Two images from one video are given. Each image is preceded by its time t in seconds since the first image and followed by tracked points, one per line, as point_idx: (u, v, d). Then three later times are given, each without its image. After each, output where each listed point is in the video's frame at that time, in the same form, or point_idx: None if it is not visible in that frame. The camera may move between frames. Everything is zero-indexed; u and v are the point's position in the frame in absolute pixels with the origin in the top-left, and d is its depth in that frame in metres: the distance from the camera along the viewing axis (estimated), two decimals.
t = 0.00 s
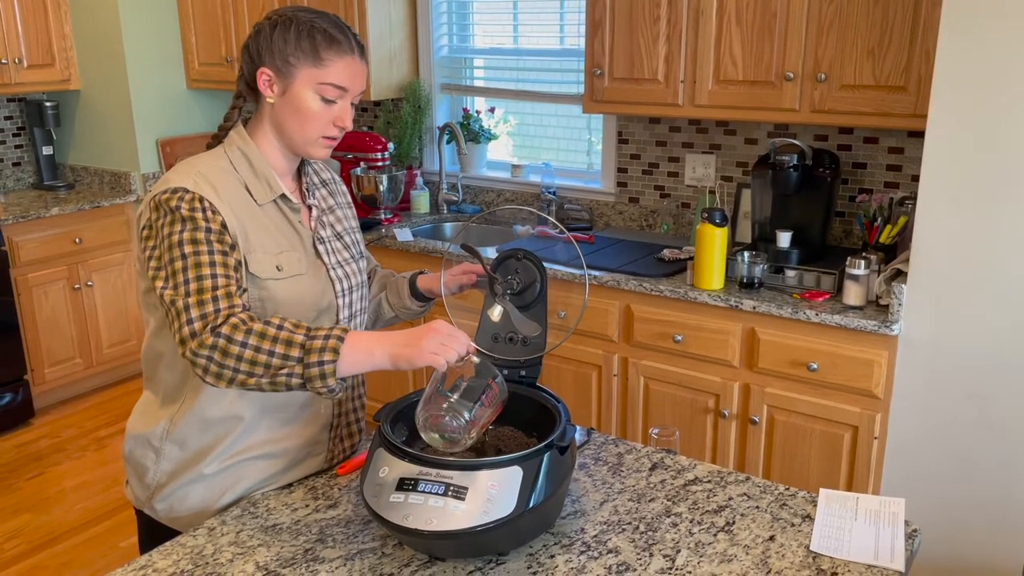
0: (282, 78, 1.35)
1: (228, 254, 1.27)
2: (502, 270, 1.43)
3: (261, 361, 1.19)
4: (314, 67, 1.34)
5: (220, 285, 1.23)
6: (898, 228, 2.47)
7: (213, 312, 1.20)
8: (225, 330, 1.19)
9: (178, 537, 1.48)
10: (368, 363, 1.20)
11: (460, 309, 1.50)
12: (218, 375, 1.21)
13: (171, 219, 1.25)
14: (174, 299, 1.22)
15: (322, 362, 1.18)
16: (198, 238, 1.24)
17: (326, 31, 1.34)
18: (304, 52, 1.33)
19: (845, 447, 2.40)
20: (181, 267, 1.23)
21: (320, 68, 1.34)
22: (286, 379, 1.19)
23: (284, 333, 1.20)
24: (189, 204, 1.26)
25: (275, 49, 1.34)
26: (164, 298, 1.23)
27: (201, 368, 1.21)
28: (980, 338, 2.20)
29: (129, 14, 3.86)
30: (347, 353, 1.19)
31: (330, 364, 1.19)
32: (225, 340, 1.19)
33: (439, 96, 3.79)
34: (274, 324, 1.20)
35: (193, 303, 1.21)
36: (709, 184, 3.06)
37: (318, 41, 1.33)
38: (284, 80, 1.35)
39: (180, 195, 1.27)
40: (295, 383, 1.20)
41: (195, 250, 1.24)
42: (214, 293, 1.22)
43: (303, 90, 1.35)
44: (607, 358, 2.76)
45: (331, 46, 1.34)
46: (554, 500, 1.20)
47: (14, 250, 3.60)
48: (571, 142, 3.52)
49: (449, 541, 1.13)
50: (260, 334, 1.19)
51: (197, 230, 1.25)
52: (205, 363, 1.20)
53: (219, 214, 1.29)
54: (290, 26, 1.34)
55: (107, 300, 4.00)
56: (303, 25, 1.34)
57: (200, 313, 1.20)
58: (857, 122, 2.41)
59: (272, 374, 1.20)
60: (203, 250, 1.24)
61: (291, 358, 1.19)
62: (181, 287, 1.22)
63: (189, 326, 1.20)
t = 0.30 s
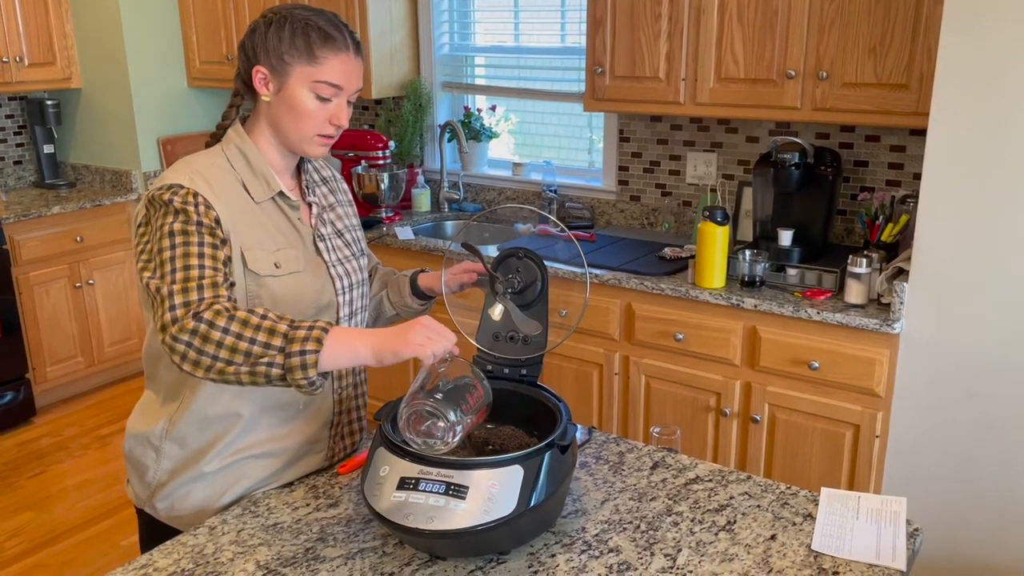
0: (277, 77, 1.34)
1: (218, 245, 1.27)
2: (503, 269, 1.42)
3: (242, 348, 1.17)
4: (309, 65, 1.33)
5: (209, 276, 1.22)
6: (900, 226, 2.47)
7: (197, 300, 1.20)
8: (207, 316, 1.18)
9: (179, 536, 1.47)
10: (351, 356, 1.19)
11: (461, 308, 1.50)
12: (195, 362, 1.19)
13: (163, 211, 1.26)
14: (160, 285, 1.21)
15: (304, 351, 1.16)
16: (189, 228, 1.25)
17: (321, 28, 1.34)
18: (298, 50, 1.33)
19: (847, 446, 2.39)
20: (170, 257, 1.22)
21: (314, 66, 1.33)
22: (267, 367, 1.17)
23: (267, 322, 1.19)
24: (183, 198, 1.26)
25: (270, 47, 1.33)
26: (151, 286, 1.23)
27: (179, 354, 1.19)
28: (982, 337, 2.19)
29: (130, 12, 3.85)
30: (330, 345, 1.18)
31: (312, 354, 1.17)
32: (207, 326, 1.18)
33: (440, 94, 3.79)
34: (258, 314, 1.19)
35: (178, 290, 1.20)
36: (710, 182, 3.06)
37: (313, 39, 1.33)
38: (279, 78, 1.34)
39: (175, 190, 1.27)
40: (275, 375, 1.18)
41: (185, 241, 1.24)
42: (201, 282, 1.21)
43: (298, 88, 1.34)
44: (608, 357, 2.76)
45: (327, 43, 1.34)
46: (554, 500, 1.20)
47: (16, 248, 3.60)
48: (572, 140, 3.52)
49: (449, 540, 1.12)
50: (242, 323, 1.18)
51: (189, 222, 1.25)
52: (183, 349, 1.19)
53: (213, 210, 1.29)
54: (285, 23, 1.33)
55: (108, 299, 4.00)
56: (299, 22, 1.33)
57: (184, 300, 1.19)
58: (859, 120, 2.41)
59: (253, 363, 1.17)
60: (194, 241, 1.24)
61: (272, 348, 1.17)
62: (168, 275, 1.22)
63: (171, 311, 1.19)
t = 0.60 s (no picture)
0: (273, 75, 1.34)
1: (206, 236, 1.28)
2: (503, 268, 1.42)
3: (223, 332, 1.17)
4: (304, 63, 1.33)
5: (195, 266, 1.23)
6: (901, 225, 2.47)
7: (179, 286, 1.19)
8: (188, 299, 1.17)
9: (178, 536, 1.47)
10: (334, 338, 1.18)
11: (462, 307, 1.49)
12: (173, 347, 1.17)
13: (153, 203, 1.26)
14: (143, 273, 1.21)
15: (288, 334, 1.16)
16: (178, 219, 1.25)
17: (316, 26, 1.33)
18: (293, 48, 1.32)
19: (848, 445, 2.39)
20: (156, 246, 1.22)
21: (309, 64, 1.33)
22: (249, 352, 1.16)
23: (250, 306, 1.19)
24: (174, 190, 1.26)
25: (265, 45, 1.33)
26: (134, 274, 1.23)
27: (156, 340, 1.18)
28: (984, 335, 2.19)
29: (131, 10, 3.85)
30: (313, 329, 1.17)
31: (295, 337, 1.16)
32: (188, 309, 1.17)
33: (440, 92, 3.78)
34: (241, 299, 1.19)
35: (161, 276, 1.20)
36: (712, 180, 3.05)
37: (308, 37, 1.32)
38: (274, 76, 1.34)
39: (168, 185, 1.27)
40: (256, 363, 1.17)
41: (173, 231, 1.24)
42: (186, 271, 1.21)
43: (293, 86, 1.34)
44: (609, 356, 2.76)
45: (321, 41, 1.33)
46: (555, 499, 1.19)
47: (16, 247, 3.59)
48: (572, 138, 3.52)
49: (449, 539, 1.12)
50: (225, 307, 1.18)
51: (178, 213, 1.25)
52: (161, 333, 1.17)
53: (206, 207, 1.30)
54: (280, 21, 1.33)
55: (109, 298, 3.99)
56: (293, 20, 1.33)
57: (164, 287, 1.19)
58: (861, 118, 2.40)
59: (235, 346, 1.16)
60: (182, 231, 1.24)
61: (255, 331, 1.17)
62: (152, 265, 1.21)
63: (150, 297, 1.18)
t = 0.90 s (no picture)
0: (268, 73, 1.34)
1: (203, 229, 1.28)
2: (503, 266, 1.41)
3: (224, 312, 1.17)
4: (299, 61, 1.33)
5: (192, 256, 1.23)
6: (901, 224, 2.47)
7: (175, 273, 1.19)
8: (186, 283, 1.17)
9: (178, 534, 1.47)
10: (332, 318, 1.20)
11: (461, 305, 1.49)
12: (171, 330, 1.16)
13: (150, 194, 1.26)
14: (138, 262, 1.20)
15: (289, 312, 1.16)
16: (175, 211, 1.25)
17: (312, 25, 1.33)
18: (289, 46, 1.32)
19: (848, 444, 2.39)
20: (152, 236, 1.22)
21: (305, 62, 1.33)
22: (250, 331, 1.16)
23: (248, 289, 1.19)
24: (172, 184, 1.26)
25: (261, 44, 1.33)
26: (128, 262, 1.22)
27: (153, 323, 1.16)
28: (984, 334, 2.19)
29: (131, 9, 3.85)
30: (313, 309, 1.18)
31: (297, 315, 1.17)
32: (187, 292, 1.17)
33: (440, 91, 3.78)
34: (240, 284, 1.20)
35: (159, 262, 1.19)
36: (712, 179, 3.05)
37: (303, 35, 1.33)
38: (270, 74, 1.34)
39: (166, 180, 1.27)
40: (257, 348, 1.18)
41: (171, 222, 1.24)
42: (182, 260, 1.21)
43: (290, 84, 1.34)
44: (609, 355, 2.76)
45: (317, 40, 1.33)
46: (554, 498, 1.19)
47: (16, 246, 3.59)
48: (572, 137, 3.52)
49: (449, 538, 1.12)
50: (223, 290, 1.18)
51: (177, 205, 1.25)
52: (158, 317, 1.16)
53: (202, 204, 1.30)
54: (276, 20, 1.33)
55: (109, 297, 3.99)
56: (289, 19, 1.33)
57: (161, 272, 1.19)
58: (861, 117, 2.40)
59: (235, 326, 1.16)
60: (179, 222, 1.24)
61: (256, 311, 1.17)
62: (147, 254, 1.20)
63: (147, 282, 1.18)
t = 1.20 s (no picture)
0: (266, 70, 1.34)
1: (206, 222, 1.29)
2: (502, 265, 1.41)
3: (235, 290, 1.18)
4: (297, 59, 1.33)
5: (197, 244, 1.23)
6: (901, 224, 2.47)
7: (182, 260, 1.19)
8: (196, 266, 1.18)
9: (178, 532, 1.48)
10: (342, 297, 1.21)
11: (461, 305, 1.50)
12: (183, 309, 1.17)
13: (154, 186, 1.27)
14: (145, 251, 1.20)
15: (301, 289, 1.18)
16: (180, 201, 1.26)
17: (309, 22, 1.34)
18: (286, 44, 1.33)
19: (847, 443, 2.40)
20: (157, 224, 1.22)
21: (302, 59, 1.33)
22: (261, 308, 1.17)
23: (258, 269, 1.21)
24: (174, 177, 1.27)
25: (258, 41, 1.34)
26: (136, 251, 1.22)
27: (164, 303, 1.17)
28: (983, 334, 2.19)
29: (130, 8, 3.85)
30: (323, 288, 1.20)
31: (308, 292, 1.18)
32: (198, 271, 1.18)
33: (440, 91, 3.79)
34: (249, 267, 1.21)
35: (167, 247, 1.20)
36: (711, 179, 3.05)
37: (300, 33, 1.33)
38: (267, 71, 1.34)
39: (167, 173, 1.28)
40: (269, 333, 1.20)
41: (176, 211, 1.24)
42: (189, 248, 1.22)
43: (287, 81, 1.34)
44: (609, 354, 2.76)
45: (314, 37, 1.34)
46: (554, 496, 1.20)
47: (16, 245, 3.60)
48: (572, 137, 3.52)
49: (449, 535, 1.13)
50: (233, 271, 1.20)
51: (181, 197, 1.26)
52: (170, 296, 1.17)
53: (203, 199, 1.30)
54: (273, 18, 1.34)
55: (109, 296, 4.00)
56: (286, 16, 1.34)
57: (170, 256, 1.19)
58: (860, 117, 2.41)
59: (247, 303, 1.17)
60: (185, 212, 1.25)
61: (267, 289, 1.18)
62: (153, 242, 1.21)
63: (156, 265, 1.18)
